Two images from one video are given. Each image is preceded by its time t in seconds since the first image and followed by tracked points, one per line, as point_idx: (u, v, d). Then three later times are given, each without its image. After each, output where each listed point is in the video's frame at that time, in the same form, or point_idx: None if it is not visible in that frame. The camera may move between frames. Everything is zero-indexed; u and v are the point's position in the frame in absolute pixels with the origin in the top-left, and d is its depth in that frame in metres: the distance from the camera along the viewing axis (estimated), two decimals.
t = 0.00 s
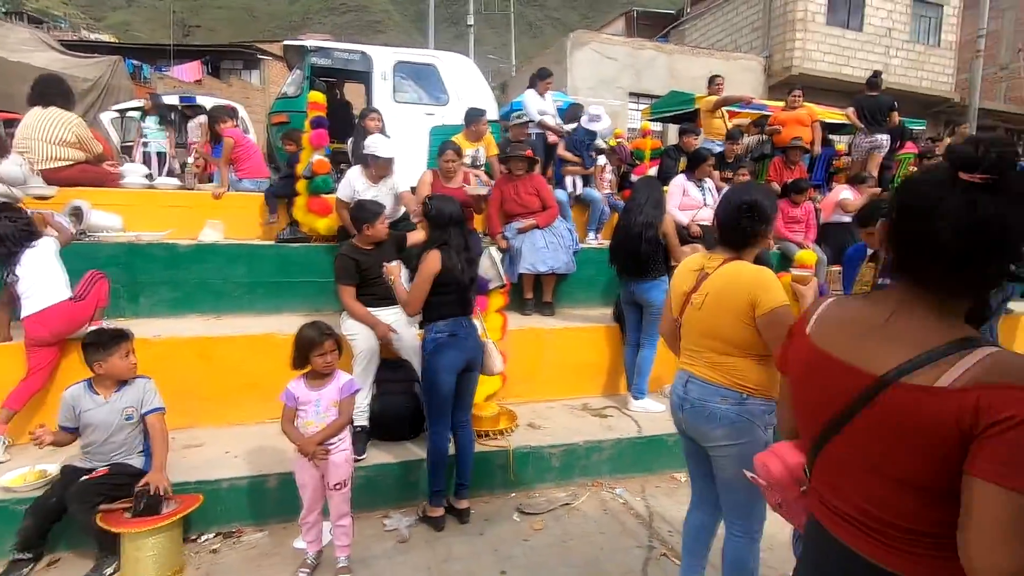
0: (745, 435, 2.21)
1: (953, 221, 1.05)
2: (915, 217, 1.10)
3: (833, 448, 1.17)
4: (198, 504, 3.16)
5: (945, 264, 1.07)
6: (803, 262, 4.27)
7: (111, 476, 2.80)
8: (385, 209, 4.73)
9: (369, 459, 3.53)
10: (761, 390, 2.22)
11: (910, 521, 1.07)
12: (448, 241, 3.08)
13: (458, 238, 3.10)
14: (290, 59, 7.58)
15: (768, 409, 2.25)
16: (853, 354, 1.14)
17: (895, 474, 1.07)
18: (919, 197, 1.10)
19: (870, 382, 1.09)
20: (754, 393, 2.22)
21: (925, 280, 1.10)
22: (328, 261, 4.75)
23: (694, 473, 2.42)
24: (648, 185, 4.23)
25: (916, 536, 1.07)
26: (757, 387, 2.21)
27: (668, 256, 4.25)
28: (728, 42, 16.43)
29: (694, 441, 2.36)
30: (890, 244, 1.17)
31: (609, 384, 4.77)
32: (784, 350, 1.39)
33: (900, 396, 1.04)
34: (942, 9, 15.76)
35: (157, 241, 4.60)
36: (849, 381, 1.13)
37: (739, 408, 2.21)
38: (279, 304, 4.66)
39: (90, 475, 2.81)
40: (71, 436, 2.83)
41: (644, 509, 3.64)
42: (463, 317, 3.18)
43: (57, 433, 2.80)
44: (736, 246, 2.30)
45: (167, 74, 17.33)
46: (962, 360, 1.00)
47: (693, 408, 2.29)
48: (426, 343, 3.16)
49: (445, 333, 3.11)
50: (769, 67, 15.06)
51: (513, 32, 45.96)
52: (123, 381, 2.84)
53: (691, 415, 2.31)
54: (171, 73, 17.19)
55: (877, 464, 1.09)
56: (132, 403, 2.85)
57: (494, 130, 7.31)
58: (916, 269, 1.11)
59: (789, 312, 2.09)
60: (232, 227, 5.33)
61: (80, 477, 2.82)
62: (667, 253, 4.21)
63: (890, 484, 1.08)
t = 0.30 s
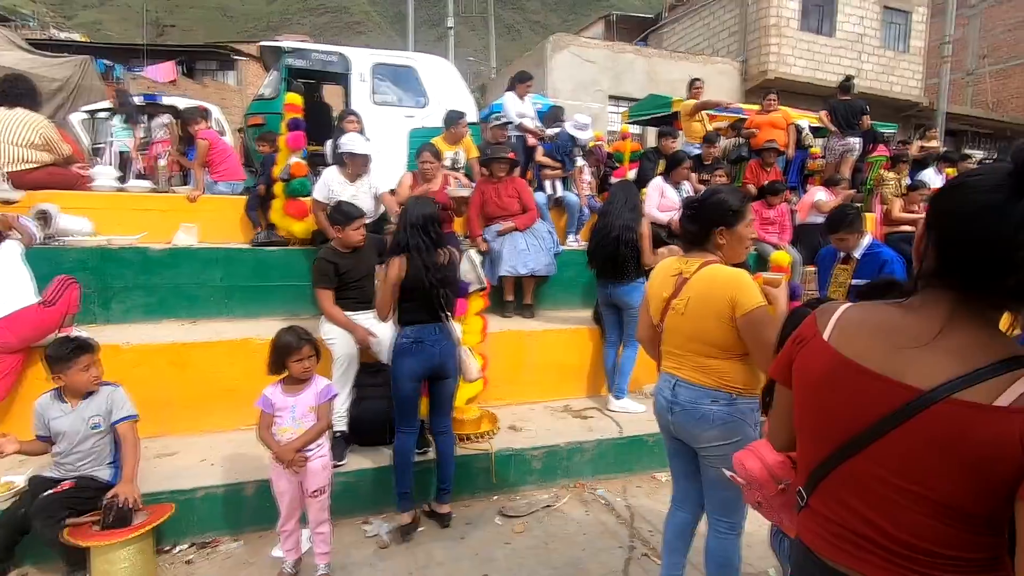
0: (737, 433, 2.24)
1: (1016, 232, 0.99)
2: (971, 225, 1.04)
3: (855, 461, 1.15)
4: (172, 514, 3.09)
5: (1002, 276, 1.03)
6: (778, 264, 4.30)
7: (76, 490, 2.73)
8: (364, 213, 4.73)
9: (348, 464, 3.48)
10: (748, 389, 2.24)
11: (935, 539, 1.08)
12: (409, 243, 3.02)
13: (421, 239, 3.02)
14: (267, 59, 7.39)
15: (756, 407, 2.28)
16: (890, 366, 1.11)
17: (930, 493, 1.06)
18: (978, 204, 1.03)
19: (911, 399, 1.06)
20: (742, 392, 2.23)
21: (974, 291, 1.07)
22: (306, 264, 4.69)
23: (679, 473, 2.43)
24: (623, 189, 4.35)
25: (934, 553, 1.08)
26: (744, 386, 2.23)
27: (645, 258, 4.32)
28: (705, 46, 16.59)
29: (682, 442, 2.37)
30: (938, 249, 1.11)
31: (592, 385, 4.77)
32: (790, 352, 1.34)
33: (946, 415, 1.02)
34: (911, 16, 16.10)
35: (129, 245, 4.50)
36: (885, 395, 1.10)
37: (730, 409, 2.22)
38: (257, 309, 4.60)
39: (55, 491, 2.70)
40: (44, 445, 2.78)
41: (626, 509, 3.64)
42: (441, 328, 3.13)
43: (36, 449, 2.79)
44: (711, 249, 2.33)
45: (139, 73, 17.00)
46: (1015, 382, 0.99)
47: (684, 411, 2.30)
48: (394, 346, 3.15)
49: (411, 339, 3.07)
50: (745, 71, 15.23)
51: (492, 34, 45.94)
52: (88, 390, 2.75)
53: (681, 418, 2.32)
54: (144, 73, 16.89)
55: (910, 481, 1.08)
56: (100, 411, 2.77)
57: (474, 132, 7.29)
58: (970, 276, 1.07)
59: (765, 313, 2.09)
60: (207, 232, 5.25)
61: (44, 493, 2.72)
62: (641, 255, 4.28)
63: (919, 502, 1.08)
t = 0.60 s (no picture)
0: (721, 433, 2.24)
1: (998, 222, 1.00)
2: (956, 220, 1.04)
3: (849, 462, 1.15)
4: (148, 525, 3.02)
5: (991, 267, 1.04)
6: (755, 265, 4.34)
7: (41, 505, 2.62)
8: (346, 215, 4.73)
9: (330, 470, 3.43)
10: (732, 391, 2.23)
11: (935, 538, 1.07)
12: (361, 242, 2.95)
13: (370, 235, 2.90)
14: (245, 60, 7.24)
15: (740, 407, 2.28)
16: (877, 366, 1.11)
17: (926, 491, 1.06)
18: (961, 199, 1.04)
19: (902, 398, 1.06)
20: (726, 394, 2.23)
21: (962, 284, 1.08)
22: (286, 268, 4.64)
23: (665, 473, 2.43)
24: (601, 191, 4.43)
25: (931, 551, 1.08)
26: (728, 388, 2.22)
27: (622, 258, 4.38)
28: (684, 50, 16.75)
29: (668, 442, 2.38)
30: (920, 246, 1.12)
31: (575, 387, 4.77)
32: (774, 357, 1.34)
33: (937, 413, 1.02)
34: (882, 21, 16.41)
35: (103, 250, 4.41)
36: (877, 395, 1.09)
37: (715, 409, 2.22)
38: (236, 314, 4.53)
39: (20, 505, 2.61)
40: (22, 449, 2.72)
41: (609, 510, 3.64)
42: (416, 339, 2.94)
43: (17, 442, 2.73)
44: (693, 254, 2.33)
45: (113, 75, 16.70)
46: (1002, 374, 0.99)
47: (669, 412, 2.30)
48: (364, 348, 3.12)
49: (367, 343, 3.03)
50: (723, 75, 15.39)
51: (474, 37, 45.92)
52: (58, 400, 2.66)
53: (666, 418, 2.32)
54: (118, 75, 16.60)
55: (904, 480, 1.08)
56: (70, 423, 2.67)
57: (456, 135, 7.27)
58: (955, 271, 1.07)
59: (745, 316, 2.09)
60: (185, 236, 5.15)
61: (8, 508, 2.62)
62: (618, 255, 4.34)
63: (915, 501, 1.07)
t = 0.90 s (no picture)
0: (705, 433, 2.24)
1: (968, 213, 1.03)
2: (934, 214, 1.06)
3: (837, 464, 1.14)
4: (129, 533, 2.97)
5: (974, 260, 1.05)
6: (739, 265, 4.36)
7: (17, 516, 2.57)
8: (331, 216, 4.70)
9: (316, 475, 3.38)
10: (716, 390, 2.22)
11: (924, 537, 1.07)
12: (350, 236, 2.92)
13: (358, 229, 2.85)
14: (228, 62, 7.18)
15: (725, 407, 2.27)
16: (862, 367, 1.10)
17: (916, 490, 1.05)
18: (936, 193, 1.05)
19: (888, 398, 1.06)
20: (710, 393, 2.22)
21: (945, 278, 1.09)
22: (269, 271, 4.59)
23: (652, 471, 2.42)
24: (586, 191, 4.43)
25: (922, 550, 1.07)
26: (711, 387, 2.21)
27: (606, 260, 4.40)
28: (668, 53, 16.85)
29: (655, 441, 2.38)
30: (895, 241, 1.13)
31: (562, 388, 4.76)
32: (753, 361, 1.32)
33: (924, 412, 1.02)
34: (862, 25, 16.63)
35: (82, 253, 4.33)
36: (862, 395, 1.09)
37: (698, 409, 2.22)
38: (219, 318, 4.47)
39: None
40: (1, 456, 2.68)
41: (597, 510, 3.63)
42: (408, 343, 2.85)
43: None
44: (683, 253, 2.32)
45: (92, 75, 16.44)
46: (984, 372, 1.01)
47: (654, 411, 2.30)
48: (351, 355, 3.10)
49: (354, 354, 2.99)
50: (707, 77, 15.48)
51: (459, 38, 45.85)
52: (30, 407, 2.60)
53: (652, 418, 2.32)
54: (98, 75, 16.33)
55: (894, 480, 1.07)
56: (40, 431, 2.60)
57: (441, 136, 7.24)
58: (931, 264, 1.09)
59: (727, 315, 2.08)
60: (166, 239, 5.08)
61: None
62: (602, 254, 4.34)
63: (906, 500, 1.06)
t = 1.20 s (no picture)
0: (695, 434, 2.23)
1: (913, 206, 1.06)
2: (884, 205, 1.10)
3: (815, 463, 1.14)
4: (114, 542, 2.92)
5: (922, 247, 1.06)
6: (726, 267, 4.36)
7: None
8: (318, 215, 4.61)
9: (303, 480, 3.34)
10: (703, 389, 2.21)
11: (901, 535, 1.06)
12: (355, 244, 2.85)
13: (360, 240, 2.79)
14: (214, 63, 7.11)
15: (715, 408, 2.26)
16: (832, 367, 1.11)
17: (891, 488, 1.05)
18: (884, 188, 1.10)
19: (858, 398, 1.06)
20: (697, 393, 2.22)
21: (903, 269, 1.10)
22: (256, 274, 4.55)
23: (641, 472, 2.41)
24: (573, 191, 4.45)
25: (901, 548, 1.07)
26: (698, 387, 2.21)
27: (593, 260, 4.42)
28: (656, 55, 16.92)
29: (645, 442, 2.37)
30: (857, 241, 1.16)
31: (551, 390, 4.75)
32: (736, 362, 1.33)
33: (892, 411, 1.02)
34: (846, 28, 16.80)
35: (65, 257, 4.27)
36: (835, 394, 1.09)
37: (686, 410, 2.22)
38: (205, 322, 4.43)
39: None
40: None
41: (587, 511, 3.62)
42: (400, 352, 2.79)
43: None
44: (672, 254, 2.31)
45: (76, 76, 16.23)
46: (950, 369, 1.00)
47: (644, 413, 2.30)
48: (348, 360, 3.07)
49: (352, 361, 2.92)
50: (695, 79, 15.56)
51: (447, 40, 45.79)
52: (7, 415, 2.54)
53: (642, 419, 2.32)
54: (82, 77, 16.15)
55: (868, 479, 1.07)
56: (17, 438, 2.55)
57: (431, 139, 7.23)
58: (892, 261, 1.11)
59: (713, 313, 2.08)
60: (150, 243, 5.05)
61: None
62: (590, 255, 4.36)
63: (881, 498, 1.06)
